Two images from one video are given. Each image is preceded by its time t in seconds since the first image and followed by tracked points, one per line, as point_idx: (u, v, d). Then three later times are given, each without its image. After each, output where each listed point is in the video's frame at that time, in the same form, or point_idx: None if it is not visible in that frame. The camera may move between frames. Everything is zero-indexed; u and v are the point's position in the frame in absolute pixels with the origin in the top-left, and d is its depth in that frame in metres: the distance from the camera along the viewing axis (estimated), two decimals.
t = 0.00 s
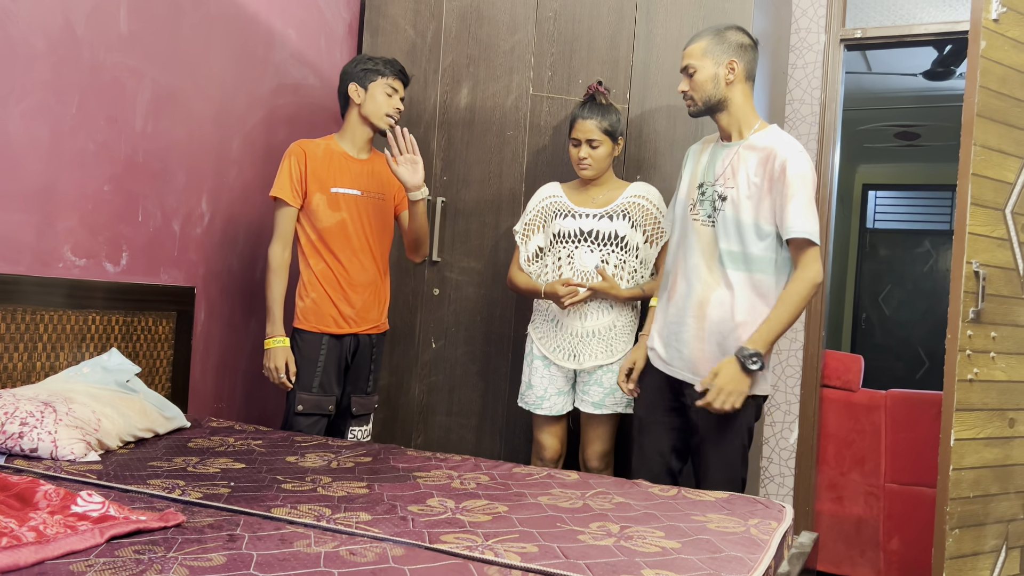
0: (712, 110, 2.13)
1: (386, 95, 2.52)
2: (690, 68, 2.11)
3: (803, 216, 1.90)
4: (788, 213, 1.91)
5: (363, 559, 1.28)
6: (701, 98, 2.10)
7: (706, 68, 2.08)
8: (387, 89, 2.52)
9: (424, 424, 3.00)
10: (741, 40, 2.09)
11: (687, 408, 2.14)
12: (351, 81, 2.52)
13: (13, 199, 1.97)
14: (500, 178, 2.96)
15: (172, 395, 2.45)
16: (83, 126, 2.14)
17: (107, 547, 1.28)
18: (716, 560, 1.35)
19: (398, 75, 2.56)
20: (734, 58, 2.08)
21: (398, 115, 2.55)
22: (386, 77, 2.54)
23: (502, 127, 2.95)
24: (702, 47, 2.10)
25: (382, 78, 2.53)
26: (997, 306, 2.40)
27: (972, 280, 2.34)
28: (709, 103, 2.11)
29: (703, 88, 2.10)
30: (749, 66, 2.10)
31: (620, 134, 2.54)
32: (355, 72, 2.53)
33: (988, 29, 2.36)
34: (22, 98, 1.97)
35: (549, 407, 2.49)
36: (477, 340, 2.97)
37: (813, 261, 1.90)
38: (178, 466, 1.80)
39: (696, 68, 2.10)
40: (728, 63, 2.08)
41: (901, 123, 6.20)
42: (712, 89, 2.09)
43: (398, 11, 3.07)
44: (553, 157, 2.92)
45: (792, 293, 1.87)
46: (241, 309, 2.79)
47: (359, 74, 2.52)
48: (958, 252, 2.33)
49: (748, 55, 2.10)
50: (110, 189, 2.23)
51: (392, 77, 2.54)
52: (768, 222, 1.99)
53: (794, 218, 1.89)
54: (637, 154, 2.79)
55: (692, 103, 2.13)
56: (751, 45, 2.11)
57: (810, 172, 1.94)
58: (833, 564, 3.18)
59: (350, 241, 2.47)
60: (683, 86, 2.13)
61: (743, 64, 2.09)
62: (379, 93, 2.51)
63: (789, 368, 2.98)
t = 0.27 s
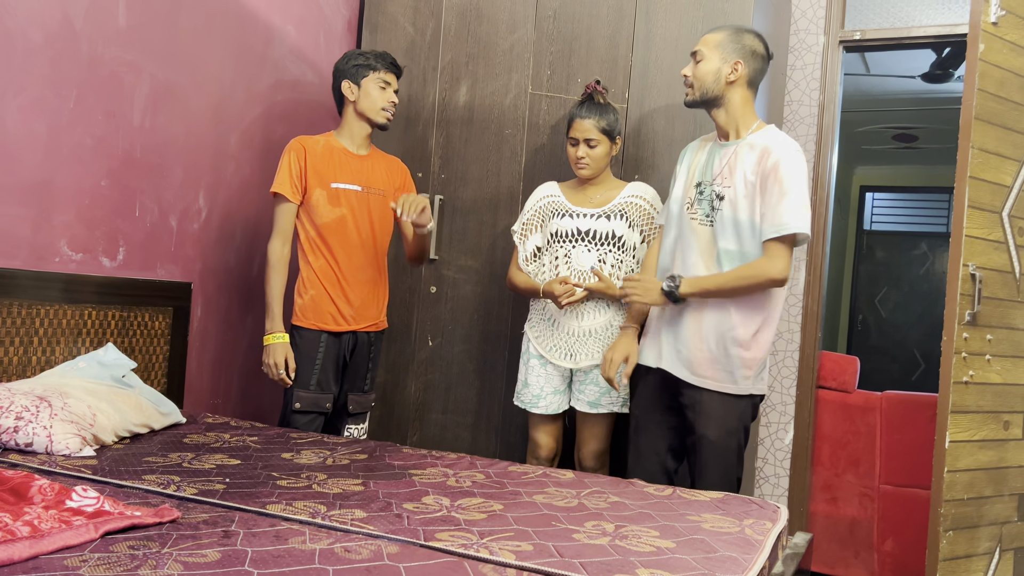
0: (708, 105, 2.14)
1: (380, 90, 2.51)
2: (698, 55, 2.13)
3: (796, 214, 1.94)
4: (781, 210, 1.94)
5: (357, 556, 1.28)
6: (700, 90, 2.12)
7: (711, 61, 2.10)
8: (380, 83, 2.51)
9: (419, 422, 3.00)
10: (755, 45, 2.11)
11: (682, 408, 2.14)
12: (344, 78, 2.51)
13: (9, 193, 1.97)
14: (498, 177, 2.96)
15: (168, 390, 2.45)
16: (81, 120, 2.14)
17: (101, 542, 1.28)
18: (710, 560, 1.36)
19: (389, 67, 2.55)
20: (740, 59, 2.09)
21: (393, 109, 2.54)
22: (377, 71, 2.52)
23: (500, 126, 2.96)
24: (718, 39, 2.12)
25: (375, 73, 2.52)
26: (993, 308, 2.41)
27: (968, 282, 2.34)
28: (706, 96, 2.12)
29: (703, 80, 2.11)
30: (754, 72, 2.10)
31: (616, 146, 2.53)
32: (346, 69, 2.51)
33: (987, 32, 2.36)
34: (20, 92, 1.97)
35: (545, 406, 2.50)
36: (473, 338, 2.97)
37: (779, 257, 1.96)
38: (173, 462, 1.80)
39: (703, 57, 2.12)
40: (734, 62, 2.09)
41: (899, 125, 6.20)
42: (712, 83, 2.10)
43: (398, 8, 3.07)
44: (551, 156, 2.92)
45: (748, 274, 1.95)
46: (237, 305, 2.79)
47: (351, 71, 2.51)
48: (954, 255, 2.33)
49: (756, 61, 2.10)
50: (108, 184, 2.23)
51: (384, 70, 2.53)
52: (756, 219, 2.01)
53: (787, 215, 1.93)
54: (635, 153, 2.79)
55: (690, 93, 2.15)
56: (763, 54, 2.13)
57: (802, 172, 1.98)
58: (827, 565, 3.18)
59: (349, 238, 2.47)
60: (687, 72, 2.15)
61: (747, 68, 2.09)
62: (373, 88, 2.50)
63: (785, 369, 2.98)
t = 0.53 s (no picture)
0: (712, 97, 2.14)
1: (377, 86, 2.51)
2: (715, 45, 2.12)
3: (765, 212, 1.93)
4: (750, 208, 1.94)
5: (352, 553, 1.28)
6: (706, 80, 2.12)
7: (725, 54, 2.09)
8: (378, 79, 2.51)
9: (415, 419, 3.00)
10: (770, 50, 2.10)
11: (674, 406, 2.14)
12: (341, 74, 2.52)
13: (6, 186, 1.96)
14: (496, 175, 2.96)
15: (164, 385, 2.45)
16: (78, 114, 2.13)
17: (96, 537, 1.28)
18: (704, 559, 1.36)
19: (387, 64, 2.55)
20: (751, 61, 2.08)
21: (391, 105, 2.54)
22: (376, 67, 2.52)
23: (498, 124, 2.95)
24: (737, 34, 2.10)
25: (372, 69, 2.52)
26: (989, 310, 2.41)
27: (964, 284, 2.34)
28: (711, 89, 2.12)
29: (712, 71, 2.10)
30: (762, 78, 2.10)
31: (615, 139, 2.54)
32: (344, 65, 2.52)
33: (986, 34, 2.37)
34: (17, 85, 1.96)
35: (541, 404, 2.49)
36: (469, 336, 2.97)
37: (734, 247, 1.93)
38: (168, 457, 1.80)
39: (719, 48, 2.11)
40: (744, 62, 2.08)
41: (897, 126, 6.21)
42: (719, 76, 2.10)
43: (397, 5, 3.05)
44: (548, 154, 2.92)
45: (693, 269, 1.96)
46: (233, 301, 2.78)
47: (348, 67, 2.51)
48: (951, 257, 2.34)
49: (767, 66, 2.09)
50: (104, 178, 2.22)
51: (381, 67, 2.53)
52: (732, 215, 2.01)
53: (751, 211, 1.93)
54: (633, 152, 2.79)
55: (697, 81, 2.15)
56: (776, 62, 2.11)
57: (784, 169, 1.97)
58: (821, 566, 3.19)
59: (347, 235, 2.46)
60: (700, 59, 2.15)
61: (756, 71, 2.08)
62: (370, 84, 2.50)
63: (781, 369, 2.97)
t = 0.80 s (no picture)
0: (714, 102, 2.14)
1: (376, 83, 2.50)
2: (709, 51, 2.12)
3: (766, 221, 1.92)
4: (752, 216, 1.93)
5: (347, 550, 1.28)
6: (707, 85, 2.12)
7: (721, 59, 2.09)
8: (376, 77, 2.51)
9: (410, 417, 3.00)
10: (766, 45, 2.10)
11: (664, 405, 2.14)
12: (340, 71, 2.51)
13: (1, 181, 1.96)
14: (493, 173, 2.96)
15: (159, 381, 2.44)
16: (74, 109, 2.13)
17: (89, 533, 1.27)
18: (699, 559, 1.36)
19: (385, 61, 2.54)
20: (751, 60, 2.08)
21: (389, 103, 2.54)
22: (374, 65, 2.52)
23: (496, 122, 2.95)
24: (730, 36, 2.11)
25: (370, 66, 2.51)
26: (984, 312, 2.42)
27: (960, 286, 2.35)
28: (713, 93, 2.12)
29: (711, 77, 2.10)
30: (764, 73, 2.10)
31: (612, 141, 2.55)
32: (342, 62, 2.51)
33: (983, 37, 2.37)
34: (13, 79, 1.95)
35: (536, 402, 2.50)
36: (465, 334, 2.97)
37: (744, 262, 1.95)
38: (163, 453, 1.79)
39: (714, 54, 2.11)
40: (744, 63, 2.08)
41: (895, 127, 6.21)
42: (720, 82, 2.10)
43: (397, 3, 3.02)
44: (546, 153, 2.92)
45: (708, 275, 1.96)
46: (229, 297, 2.78)
47: (347, 64, 2.50)
48: (947, 258, 2.34)
49: (766, 61, 2.09)
50: (101, 173, 2.22)
51: (379, 64, 2.52)
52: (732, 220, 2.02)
53: (754, 222, 1.92)
54: (630, 152, 2.79)
55: (697, 87, 2.15)
56: (774, 55, 2.12)
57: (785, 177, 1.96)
58: (815, 566, 3.18)
59: (343, 233, 2.46)
60: (696, 67, 2.14)
61: (757, 69, 2.08)
62: (369, 81, 2.50)
63: (776, 369, 2.99)
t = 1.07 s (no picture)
0: (704, 113, 2.14)
1: (372, 83, 2.50)
2: (682, 70, 2.11)
3: (784, 224, 1.90)
4: (769, 221, 1.91)
5: (342, 549, 1.28)
6: (692, 101, 2.12)
7: (698, 73, 2.09)
8: (372, 76, 2.50)
9: (406, 416, 3.00)
10: (736, 45, 2.09)
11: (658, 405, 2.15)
12: (336, 70, 2.51)
13: None
14: (490, 172, 2.96)
15: (154, 379, 2.44)
16: (71, 106, 2.12)
17: (84, 531, 1.27)
18: (693, 559, 1.36)
19: (382, 61, 2.54)
20: (727, 65, 2.08)
21: (386, 102, 2.54)
22: (371, 64, 2.52)
23: (493, 121, 2.95)
24: (697, 49, 2.10)
25: (367, 66, 2.51)
26: (979, 314, 2.42)
27: (955, 288, 2.35)
28: (700, 107, 2.12)
29: (693, 92, 2.11)
30: (743, 71, 2.10)
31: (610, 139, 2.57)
32: (338, 62, 2.51)
33: (980, 39, 2.38)
34: (10, 75, 1.95)
35: (530, 401, 2.50)
36: (461, 333, 2.97)
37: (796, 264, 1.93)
38: (158, 451, 1.79)
39: (688, 70, 2.10)
40: (721, 69, 2.08)
41: (891, 129, 6.22)
42: (703, 95, 2.10)
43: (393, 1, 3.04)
44: (543, 153, 2.92)
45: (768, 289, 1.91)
46: (225, 295, 2.78)
47: (343, 63, 2.50)
48: (942, 260, 2.35)
49: (742, 60, 2.10)
50: (97, 170, 2.22)
51: (376, 63, 2.52)
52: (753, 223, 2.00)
53: (776, 225, 1.90)
54: (627, 152, 2.79)
55: (683, 105, 2.15)
56: (747, 50, 2.11)
57: (790, 178, 1.95)
58: (810, 566, 3.19)
59: (339, 231, 2.45)
60: (676, 88, 2.14)
61: (736, 72, 2.09)
62: (365, 81, 2.49)
63: (771, 370, 3.00)
